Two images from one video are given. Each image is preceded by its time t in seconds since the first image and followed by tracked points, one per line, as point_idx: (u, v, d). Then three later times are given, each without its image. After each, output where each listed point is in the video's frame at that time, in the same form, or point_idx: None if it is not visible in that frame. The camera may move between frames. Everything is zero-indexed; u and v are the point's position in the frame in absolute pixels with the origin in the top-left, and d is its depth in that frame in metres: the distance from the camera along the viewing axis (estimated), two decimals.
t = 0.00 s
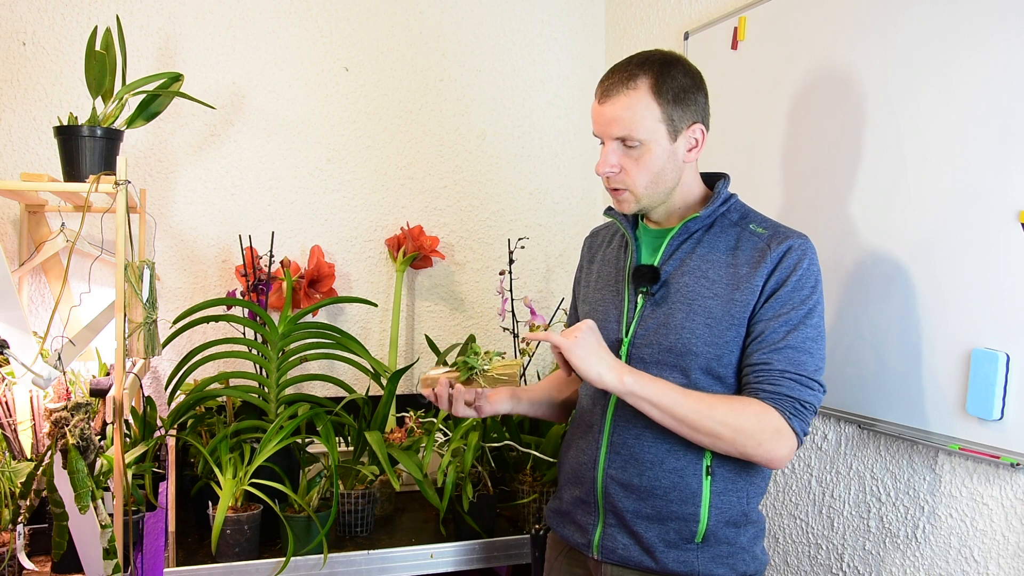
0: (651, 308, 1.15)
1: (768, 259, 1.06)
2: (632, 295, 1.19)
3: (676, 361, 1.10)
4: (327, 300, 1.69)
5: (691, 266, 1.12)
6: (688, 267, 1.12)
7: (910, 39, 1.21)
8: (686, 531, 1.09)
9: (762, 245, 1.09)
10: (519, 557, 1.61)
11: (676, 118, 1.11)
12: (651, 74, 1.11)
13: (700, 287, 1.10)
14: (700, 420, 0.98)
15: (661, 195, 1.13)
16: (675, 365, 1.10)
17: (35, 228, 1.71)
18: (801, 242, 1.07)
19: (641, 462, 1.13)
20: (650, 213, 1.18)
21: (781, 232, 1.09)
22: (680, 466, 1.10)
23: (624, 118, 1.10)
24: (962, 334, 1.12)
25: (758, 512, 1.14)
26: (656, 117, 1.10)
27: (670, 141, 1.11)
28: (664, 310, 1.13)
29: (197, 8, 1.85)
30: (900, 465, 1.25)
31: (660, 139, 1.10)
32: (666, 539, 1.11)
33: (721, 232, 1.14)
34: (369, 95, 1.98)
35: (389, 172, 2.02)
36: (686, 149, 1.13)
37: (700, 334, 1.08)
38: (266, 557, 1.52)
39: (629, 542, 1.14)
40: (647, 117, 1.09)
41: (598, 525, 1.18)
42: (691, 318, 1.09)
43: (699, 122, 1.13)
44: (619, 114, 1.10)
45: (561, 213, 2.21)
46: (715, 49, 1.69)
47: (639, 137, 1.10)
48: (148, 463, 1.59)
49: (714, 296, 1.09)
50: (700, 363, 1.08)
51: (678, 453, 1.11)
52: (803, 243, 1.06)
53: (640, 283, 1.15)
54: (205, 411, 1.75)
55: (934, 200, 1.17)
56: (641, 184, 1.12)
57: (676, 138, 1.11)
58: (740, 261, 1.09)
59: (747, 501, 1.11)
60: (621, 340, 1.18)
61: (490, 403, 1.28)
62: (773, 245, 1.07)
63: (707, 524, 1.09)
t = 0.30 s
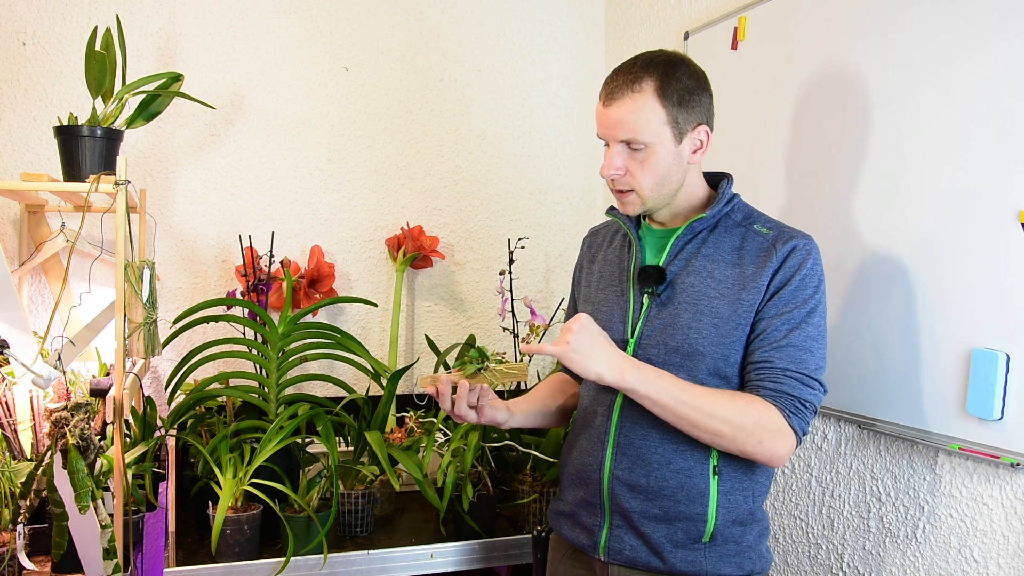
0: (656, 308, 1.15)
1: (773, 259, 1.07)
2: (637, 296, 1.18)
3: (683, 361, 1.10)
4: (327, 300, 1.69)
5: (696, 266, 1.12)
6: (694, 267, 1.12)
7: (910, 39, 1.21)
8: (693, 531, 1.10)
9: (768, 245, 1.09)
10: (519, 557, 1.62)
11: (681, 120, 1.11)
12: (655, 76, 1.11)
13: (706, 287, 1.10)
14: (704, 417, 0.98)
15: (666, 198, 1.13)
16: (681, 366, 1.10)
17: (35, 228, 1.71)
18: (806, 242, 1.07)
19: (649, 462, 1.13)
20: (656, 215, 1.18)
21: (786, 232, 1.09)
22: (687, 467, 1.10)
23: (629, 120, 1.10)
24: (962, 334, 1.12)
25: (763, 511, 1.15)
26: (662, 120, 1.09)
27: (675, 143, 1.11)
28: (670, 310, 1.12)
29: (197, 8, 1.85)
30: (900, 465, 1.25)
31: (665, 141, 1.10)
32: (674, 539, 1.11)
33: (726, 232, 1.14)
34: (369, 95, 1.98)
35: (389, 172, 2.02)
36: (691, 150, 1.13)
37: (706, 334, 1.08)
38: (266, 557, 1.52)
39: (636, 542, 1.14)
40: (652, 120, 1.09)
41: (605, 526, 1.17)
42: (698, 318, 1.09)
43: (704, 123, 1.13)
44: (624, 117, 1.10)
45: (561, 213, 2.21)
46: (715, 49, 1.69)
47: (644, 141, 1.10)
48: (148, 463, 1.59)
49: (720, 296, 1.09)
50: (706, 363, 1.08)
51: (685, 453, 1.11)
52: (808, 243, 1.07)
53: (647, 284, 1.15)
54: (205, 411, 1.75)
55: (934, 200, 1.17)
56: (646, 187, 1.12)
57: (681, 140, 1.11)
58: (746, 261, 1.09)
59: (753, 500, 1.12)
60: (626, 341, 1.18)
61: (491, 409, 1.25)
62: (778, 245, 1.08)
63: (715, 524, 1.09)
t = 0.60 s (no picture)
0: (658, 308, 1.14)
1: (774, 259, 1.07)
2: (639, 295, 1.18)
3: (685, 361, 1.09)
4: (327, 300, 1.69)
5: (698, 266, 1.12)
6: (696, 267, 1.12)
7: (910, 39, 1.21)
8: (695, 531, 1.10)
9: (769, 245, 1.09)
10: (519, 557, 1.62)
11: (686, 119, 1.11)
12: (661, 75, 1.11)
13: (707, 287, 1.10)
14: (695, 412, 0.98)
15: (669, 196, 1.13)
16: (682, 366, 1.10)
17: (35, 227, 1.71)
18: (807, 243, 1.08)
19: (650, 462, 1.13)
20: (659, 214, 1.18)
21: (788, 232, 1.10)
22: (689, 467, 1.10)
23: (634, 118, 1.09)
24: (962, 334, 1.12)
25: (765, 511, 1.15)
26: (666, 119, 1.09)
27: (679, 142, 1.11)
28: (671, 310, 1.12)
29: (197, 8, 1.85)
30: (900, 465, 1.25)
31: (669, 140, 1.10)
32: (675, 539, 1.11)
33: (728, 232, 1.14)
34: (369, 95, 1.98)
35: (389, 172, 2.02)
36: (695, 150, 1.13)
37: (707, 333, 1.08)
38: (266, 557, 1.52)
39: (638, 542, 1.14)
40: (657, 118, 1.09)
41: (606, 526, 1.17)
42: (699, 318, 1.09)
43: (708, 123, 1.13)
44: (629, 115, 1.10)
45: (561, 213, 2.21)
46: (715, 49, 1.69)
47: (648, 139, 1.10)
48: (149, 463, 1.59)
49: (721, 296, 1.09)
50: (707, 363, 1.08)
51: (686, 453, 1.11)
52: (809, 243, 1.07)
53: (649, 283, 1.15)
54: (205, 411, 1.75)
55: (934, 200, 1.17)
56: (649, 185, 1.12)
57: (685, 139, 1.11)
58: (747, 261, 1.10)
59: (755, 500, 1.12)
60: (628, 341, 1.17)
61: (481, 386, 1.26)
62: (780, 245, 1.08)
63: (717, 524, 1.09)
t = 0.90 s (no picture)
0: (657, 306, 1.16)
1: (771, 263, 1.06)
2: (642, 292, 1.19)
3: (683, 360, 1.10)
4: (327, 300, 1.69)
5: (699, 267, 1.12)
6: (696, 268, 1.13)
7: (910, 39, 1.21)
8: (694, 530, 1.10)
9: (771, 249, 1.09)
10: (519, 557, 1.62)
11: (694, 120, 1.10)
12: (672, 74, 1.10)
13: (706, 288, 1.10)
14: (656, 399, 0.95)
15: (672, 195, 1.13)
16: (676, 365, 1.11)
17: (35, 227, 1.71)
18: (810, 250, 1.07)
19: (649, 461, 1.13)
20: (662, 211, 1.18)
21: (792, 238, 1.09)
22: (688, 466, 1.10)
23: (641, 115, 1.10)
24: (962, 334, 1.12)
25: (765, 511, 1.15)
26: (673, 118, 1.09)
27: (684, 143, 1.10)
28: (669, 309, 1.13)
29: (197, 8, 1.85)
30: (900, 464, 1.25)
31: (675, 140, 1.10)
32: (674, 538, 1.11)
33: (732, 235, 1.14)
34: (369, 95, 1.99)
35: (389, 172, 2.02)
36: (702, 152, 1.12)
37: (702, 335, 1.09)
38: (266, 557, 1.52)
39: (636, 540, 1.14)
40: (663, 117, 1.09)
41: (605, 524, 1.18)
42: (695, 318, 1.10)
43: (718, 126, 1.12)
44: (637, 112, 1.10)
45: (560, 213, 2.21)
46: (716, 49, 1.69)
47: (652, 136, 1.10)
48: (148, 463, 1.59)
49: (719, 298, 1.09)
50: (698, 364, 1.08)
51: (684, 453, 1.10)
52: (811, 251, 1.06)
53: (648, 282, 1.16)
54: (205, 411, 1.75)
55: (934, 200, 1.17)
56: (651, 182, 1.12)
57: (692, 140, 1.11)
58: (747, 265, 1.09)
59: (754, 500, 1.12)
60: (627, 338, 1.19)
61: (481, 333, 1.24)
62: (780, 250, 1.07)
63: (715, 523, 1.09)
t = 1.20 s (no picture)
0: (659, 306, 1.16)
1: (773, 265, 1.06)
2: (645, 292, 1.20)
3: (682, 360, 1.10)
4: (327, 300, 1.69)
5: (701, 267, 1.12)
6: (699, 268, 1.12)
7: (910, 39, 1.21)
8: (686, 531, 1.10)
9: (774, 251, 1.08)
10: (519, 557, 1.62)
11: (700, 124, 1.09)
12: (679, 76, 1.10)
13: (707, 289, 1.10)
14: (649, 397, 0.95)
15: (678, 198, 1.13)
16: (676, 365, 1.11)
17: (35, 227, 1.71)
18: (813, 252, 1.06)
19: (645, 460, 1.13)
20: (668, 214, 1.18)
21: (796, 241, 1.08)
22: (682, 467, 1.10)
23: (647, 117, 1.10)
24: (962, 334, 1.12)
25: (762, 514, 1.14)
26: (679, 121, 1.09)
27: (690, 146, 1.10)
28: (670, 309, 1.13)
29: (197, 8, 1.85)
30: (900, 465, 1.25)
31: (680, 142, 1.10)
32: (667, 538, 1.11)
33: (736, 237, 1.13)
34: (369, 95, 1.99)
35: (389, 172, 2.02)
36: (708, 155, 1.12)
37: (702, 336, 1.08)
38: (266, 557, 1.52)
39: (630, 539, 1.14)
40: (669, 120, 1.09)
41: (602, 521, 1.18)
42: (695, 319, 1.10)
43: (725, 129, 1.11)
44: (643, 114, 1.10)
45: (560, 213, 2.21)
46: (716, 48, 1.69)
47: (658, 138, 1.10)
48: (148, 463, 1.59)
49: (720, 299, 1.09)
50: (697, 365, 1.08)
51: (679, 453, 1.10)
52: (815, 253, 1.05)
53: (650, 282, 1.17)
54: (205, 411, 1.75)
55: (933, 200, 1.17)
56: (656, 184, 1.12)
57: (698, 143, 1.11)
58: (750, 266, 1.09)
59: (749, 505, 1.11)
60: (629, 338, 1.19)
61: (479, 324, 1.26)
62: (784, 251, 1.06)
63: (708, 525, 1.09)
